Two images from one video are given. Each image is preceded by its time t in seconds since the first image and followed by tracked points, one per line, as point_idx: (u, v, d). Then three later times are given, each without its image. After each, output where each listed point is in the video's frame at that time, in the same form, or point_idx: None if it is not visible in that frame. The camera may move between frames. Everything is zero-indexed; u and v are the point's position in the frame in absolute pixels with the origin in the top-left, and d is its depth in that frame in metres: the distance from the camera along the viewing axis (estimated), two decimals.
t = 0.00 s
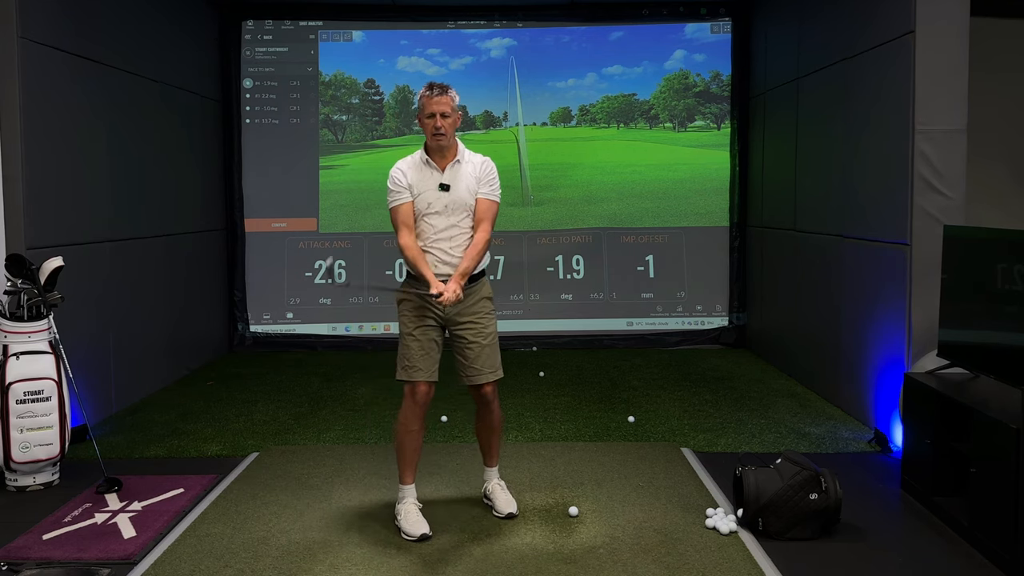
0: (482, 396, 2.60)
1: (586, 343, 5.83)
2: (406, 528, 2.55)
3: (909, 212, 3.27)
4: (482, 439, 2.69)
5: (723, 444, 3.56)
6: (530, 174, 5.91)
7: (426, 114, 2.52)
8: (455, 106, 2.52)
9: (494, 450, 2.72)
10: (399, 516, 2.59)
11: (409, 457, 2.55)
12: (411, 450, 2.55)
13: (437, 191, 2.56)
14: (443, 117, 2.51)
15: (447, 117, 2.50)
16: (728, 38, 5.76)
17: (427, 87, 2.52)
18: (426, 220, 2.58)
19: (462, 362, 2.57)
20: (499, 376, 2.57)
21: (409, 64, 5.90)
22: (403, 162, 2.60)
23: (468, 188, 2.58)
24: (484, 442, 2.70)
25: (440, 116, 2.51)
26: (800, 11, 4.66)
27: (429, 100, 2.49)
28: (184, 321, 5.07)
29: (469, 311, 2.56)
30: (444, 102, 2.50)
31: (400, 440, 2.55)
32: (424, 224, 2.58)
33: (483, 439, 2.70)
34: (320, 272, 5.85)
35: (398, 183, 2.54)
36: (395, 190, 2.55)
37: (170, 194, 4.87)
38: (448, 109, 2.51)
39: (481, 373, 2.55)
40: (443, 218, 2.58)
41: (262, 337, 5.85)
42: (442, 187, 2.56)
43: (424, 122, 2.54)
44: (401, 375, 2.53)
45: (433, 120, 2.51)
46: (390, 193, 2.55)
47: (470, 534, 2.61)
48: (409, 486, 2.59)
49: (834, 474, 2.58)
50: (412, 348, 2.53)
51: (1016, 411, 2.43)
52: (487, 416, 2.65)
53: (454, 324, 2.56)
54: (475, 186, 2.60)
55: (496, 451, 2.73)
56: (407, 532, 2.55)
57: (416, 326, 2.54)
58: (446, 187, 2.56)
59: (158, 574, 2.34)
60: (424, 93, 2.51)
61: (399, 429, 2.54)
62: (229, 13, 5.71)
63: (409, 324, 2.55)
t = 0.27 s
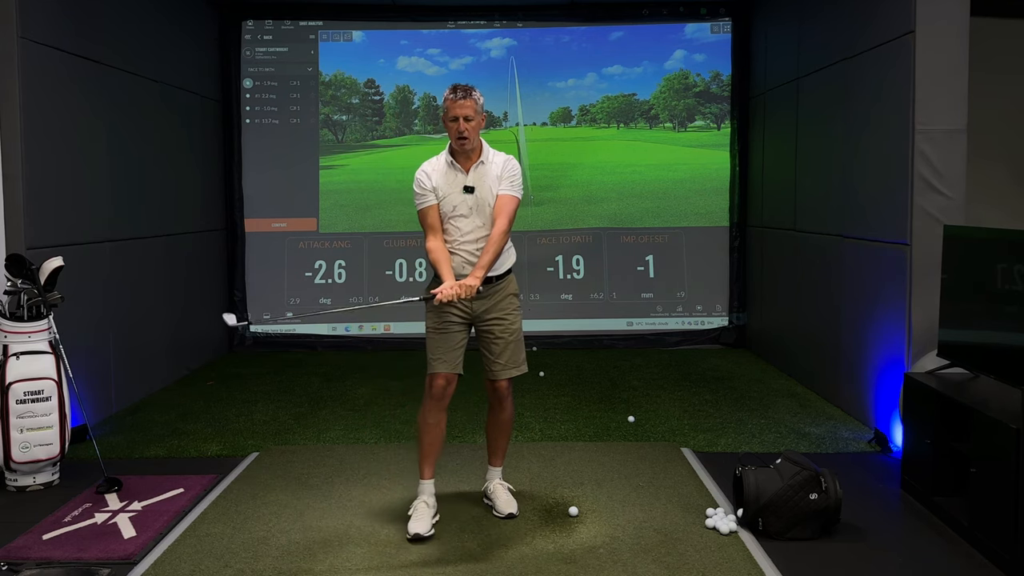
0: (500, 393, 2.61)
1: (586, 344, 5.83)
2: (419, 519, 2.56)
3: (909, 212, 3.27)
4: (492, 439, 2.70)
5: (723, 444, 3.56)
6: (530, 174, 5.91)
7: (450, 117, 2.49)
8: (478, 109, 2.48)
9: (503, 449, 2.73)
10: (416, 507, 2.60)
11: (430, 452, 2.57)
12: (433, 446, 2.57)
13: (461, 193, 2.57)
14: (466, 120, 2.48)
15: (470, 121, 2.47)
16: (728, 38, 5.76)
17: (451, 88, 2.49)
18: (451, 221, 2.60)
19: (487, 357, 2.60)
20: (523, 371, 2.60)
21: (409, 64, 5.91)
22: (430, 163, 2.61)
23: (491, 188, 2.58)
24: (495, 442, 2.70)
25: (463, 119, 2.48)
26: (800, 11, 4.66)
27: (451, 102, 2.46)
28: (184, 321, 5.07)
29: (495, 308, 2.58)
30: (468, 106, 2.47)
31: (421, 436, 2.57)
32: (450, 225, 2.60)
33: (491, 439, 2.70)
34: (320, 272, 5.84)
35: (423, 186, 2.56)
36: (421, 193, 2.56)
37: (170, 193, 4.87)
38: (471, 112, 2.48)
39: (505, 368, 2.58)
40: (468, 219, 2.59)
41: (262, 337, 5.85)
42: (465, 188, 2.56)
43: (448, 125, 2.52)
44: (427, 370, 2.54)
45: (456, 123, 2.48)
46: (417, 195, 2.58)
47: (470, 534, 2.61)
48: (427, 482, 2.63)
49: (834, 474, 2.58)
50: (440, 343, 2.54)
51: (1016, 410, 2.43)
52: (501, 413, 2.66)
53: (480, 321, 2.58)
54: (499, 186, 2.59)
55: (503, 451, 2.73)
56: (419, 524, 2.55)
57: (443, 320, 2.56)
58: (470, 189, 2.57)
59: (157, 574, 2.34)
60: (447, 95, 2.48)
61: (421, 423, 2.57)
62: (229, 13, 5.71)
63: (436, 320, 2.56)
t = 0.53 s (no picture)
0: (505, 394, 2.61)
1: (586, 344, 5.83)
2: (424, 522, 2.55)
3: (909, 212, 3.27)
4: (493, 440, 2.69)
5: (723, 444, 3.56)
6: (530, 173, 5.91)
7: (458, 120, 2.49)
8: (486, 112, 2.48)
9: (505, 449, 2.73)
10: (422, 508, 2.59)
11: (438, 453, 2.56)
12: (439, 448, 2.56)
13: (469, 196, 2.57)
14: (473, 123, 2.47)
15: (478, 124, 2.47)
16: (728, 38, 5.76)
17: (460, 91, 2.48)
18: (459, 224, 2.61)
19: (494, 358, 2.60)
20: (530, 372, 2.60)
21: (409, 64, 5.91)
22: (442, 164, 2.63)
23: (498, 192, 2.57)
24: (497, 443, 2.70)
25: (472, 123, 2.48)
26: (800, 11, 4.66)
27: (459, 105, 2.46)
28: (184, 321, 5.07)
29: (504, 310, 2.58)
30: (476, 109, 2.46)
31: (429, 437, 2.57)
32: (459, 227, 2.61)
33: (494, 440, 2.70)
34: (320, 272, 5.85)
35: (432, 187, 2.58)
36: (431, 194, 2.59)
37: (170, 193, 4.87)
38: (480, 115, 2.47)
39: (512, 369, 2.58)
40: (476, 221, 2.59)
41: (262, 337, 5.85)
42: (473, 192, 2.57)
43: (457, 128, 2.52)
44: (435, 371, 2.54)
45: (464, 127, 2.48)
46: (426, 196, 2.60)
47: (470, 534, 2.61)
48: (434, 483, 2.60)
49: (834, 474, 2.58)
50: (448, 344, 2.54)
51: (1016, 410, 2.43)
52: (505, 414, 2.65)
53: (488, 322, 2.58)
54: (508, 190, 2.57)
55: (505, 452, 2.73)
56: (423, 526, 2.54)
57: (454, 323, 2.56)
58: (478, 192, 2.57)
59: (157, 574, 2.34)
60: (456, 99, 2.47)
61: (428, 425, 2.57)
62: (229, 13, 5.71)
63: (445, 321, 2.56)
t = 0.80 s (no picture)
0: (506, 395, 2.60)
1: (586, 344, 5.83)
2: (423, 523, 2.55)
3: (909, 212, 3.27)
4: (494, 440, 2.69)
5: (723, 444, 3.56)
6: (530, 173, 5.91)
7: (462, 120, 2.49)
8: (490, 113, 2.47)
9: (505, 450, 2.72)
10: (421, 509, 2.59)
11: (437, 453, 2.56)
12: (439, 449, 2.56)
13: (474, 196, 2.57)
14: (477, 123, 2.47)
15: (481, 124, 2.46)
16: (728, 38, 5.76)
17: (465, 91, 2.49)
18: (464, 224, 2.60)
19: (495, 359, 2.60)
20: (531, 375, 2.59)
21: (409, 64, 5.91)
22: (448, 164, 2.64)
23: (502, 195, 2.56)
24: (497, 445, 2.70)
25: (475, 123, 2.47)
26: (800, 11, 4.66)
27: (463, 104, 2.46)
28: (184, 321, 5.06)
29: (506, 311, 2.58)
30: (480, 109, 2.46)
31: (429, 438, 2.57)
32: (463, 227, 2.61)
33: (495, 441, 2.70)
34: (320, 272, 5.84)
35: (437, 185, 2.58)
36: (437, 192, 2.57)
37: (170, 193, 4.87)
38: (484, 115, 2.47)
39: (513, 371, 2.58)
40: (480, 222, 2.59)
41: (262, 337, 5.85)
42: (478, 192, 2.56)
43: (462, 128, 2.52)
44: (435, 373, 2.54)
45: (468, 127, 2.48)
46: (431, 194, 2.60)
47: (471, 534, 2.61)
48: (433, 483, 2.60)
49: (834, 474, 2.58)
50: (449, 346, 2.54)
51: (1016, 410, 2.43)
52: (506, 415, 2.65)
53: (490, 323, 2.59)
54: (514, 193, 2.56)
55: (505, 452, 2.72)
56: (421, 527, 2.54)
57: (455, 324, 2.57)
58: (482, 193, 2.56)
59: (157, 574, 2.34)
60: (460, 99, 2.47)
61: (429, 426, 2.57)
62: (229, 12, 5.71)
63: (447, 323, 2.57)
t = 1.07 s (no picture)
0: (506, 395, 2.61)
1: (586, 344, 5.83)
2: (422, 523, 2.55)
3: (909, 212, 3.27)
4: (494, 440, 2.69)
5: (723, 444, 3.56)
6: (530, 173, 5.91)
7: (464, 117, 2.49)
8: (491, 110, 2.47)
9: (505, 450, 2.73)
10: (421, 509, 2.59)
11: (437, 452, 2.56)
12: (439, 449, 2.56)
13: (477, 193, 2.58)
14: (478, 120, 2.47)
15: (482, 121, 2.46)
16: (728, 38, 5.76)
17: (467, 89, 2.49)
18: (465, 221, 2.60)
19: (496, 360, 2.59)
20: (532, 375, 2.59)
21: (409, 64, 5.91)
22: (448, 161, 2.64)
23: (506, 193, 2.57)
24: (497, 444, 2.70)
25: (476, 120, 2.47)
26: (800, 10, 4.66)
27: (464, 101, 2.46)
28: (184, 321, 5.06)
29: (507, 312, 2.57)
30: (480, 106, 2.46)
31: (429, 438, 2.57)
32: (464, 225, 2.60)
33: (495, 440, 2.70)
34: (320, 272, 5.84)
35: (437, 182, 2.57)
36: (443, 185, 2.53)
37: (170, 193, 4.87)
38: (485, 112, 2.47)
39: (514, 372, 2.58)
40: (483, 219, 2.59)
41: (262, 337, 5.85)
42: (481, 190, 2.57)
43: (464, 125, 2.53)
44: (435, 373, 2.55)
45: (469, 124, 2.48)
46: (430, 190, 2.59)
47: (471, 534, 2.61)
48: (433, 483, 2.60)
49: (834, 474, 2.58)
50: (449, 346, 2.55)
51: (1016, 411, 2.43)
52: (506, 415, 2.65)
53: (490, 323, 2.58)
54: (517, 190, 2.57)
55: (506, 452, 2.72)
56: (419, 527, 2.54)
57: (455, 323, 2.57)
58: (486, 191, 2.57)
59: (157, 574, 2.34)
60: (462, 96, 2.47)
61: (429, 425, 2.57)
62: (229, 12, 5.71)
63: (447, 323, 2.57)
